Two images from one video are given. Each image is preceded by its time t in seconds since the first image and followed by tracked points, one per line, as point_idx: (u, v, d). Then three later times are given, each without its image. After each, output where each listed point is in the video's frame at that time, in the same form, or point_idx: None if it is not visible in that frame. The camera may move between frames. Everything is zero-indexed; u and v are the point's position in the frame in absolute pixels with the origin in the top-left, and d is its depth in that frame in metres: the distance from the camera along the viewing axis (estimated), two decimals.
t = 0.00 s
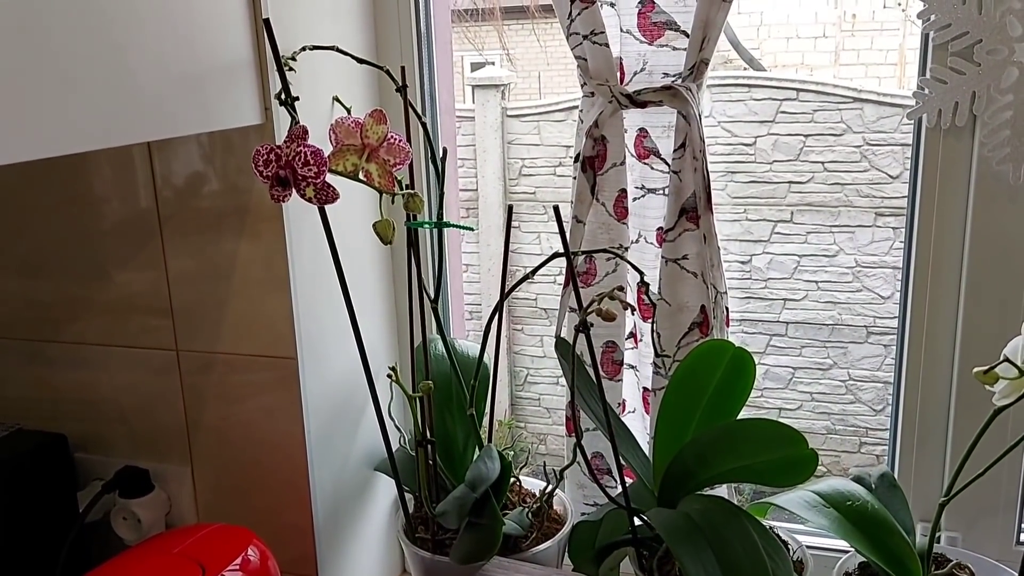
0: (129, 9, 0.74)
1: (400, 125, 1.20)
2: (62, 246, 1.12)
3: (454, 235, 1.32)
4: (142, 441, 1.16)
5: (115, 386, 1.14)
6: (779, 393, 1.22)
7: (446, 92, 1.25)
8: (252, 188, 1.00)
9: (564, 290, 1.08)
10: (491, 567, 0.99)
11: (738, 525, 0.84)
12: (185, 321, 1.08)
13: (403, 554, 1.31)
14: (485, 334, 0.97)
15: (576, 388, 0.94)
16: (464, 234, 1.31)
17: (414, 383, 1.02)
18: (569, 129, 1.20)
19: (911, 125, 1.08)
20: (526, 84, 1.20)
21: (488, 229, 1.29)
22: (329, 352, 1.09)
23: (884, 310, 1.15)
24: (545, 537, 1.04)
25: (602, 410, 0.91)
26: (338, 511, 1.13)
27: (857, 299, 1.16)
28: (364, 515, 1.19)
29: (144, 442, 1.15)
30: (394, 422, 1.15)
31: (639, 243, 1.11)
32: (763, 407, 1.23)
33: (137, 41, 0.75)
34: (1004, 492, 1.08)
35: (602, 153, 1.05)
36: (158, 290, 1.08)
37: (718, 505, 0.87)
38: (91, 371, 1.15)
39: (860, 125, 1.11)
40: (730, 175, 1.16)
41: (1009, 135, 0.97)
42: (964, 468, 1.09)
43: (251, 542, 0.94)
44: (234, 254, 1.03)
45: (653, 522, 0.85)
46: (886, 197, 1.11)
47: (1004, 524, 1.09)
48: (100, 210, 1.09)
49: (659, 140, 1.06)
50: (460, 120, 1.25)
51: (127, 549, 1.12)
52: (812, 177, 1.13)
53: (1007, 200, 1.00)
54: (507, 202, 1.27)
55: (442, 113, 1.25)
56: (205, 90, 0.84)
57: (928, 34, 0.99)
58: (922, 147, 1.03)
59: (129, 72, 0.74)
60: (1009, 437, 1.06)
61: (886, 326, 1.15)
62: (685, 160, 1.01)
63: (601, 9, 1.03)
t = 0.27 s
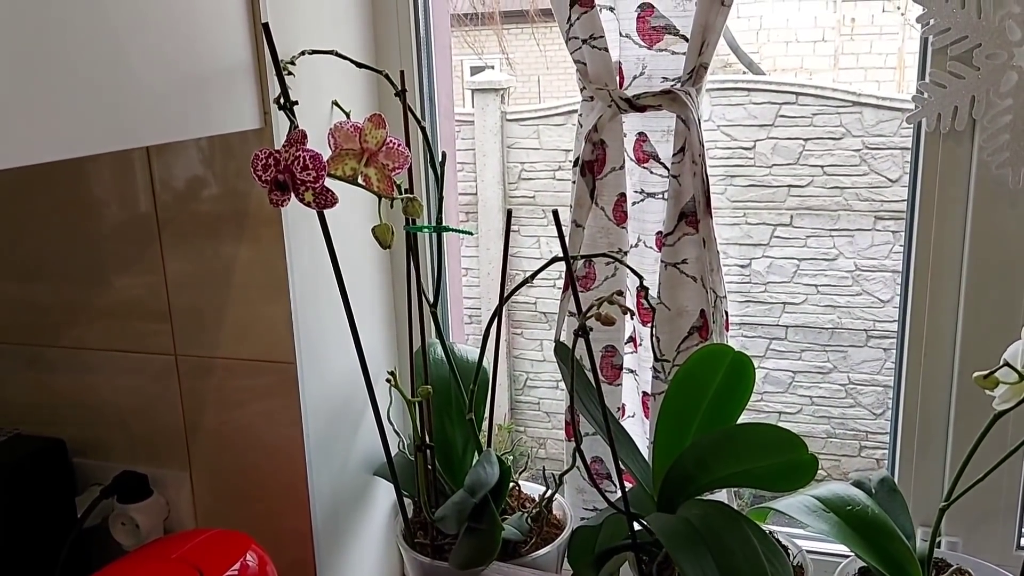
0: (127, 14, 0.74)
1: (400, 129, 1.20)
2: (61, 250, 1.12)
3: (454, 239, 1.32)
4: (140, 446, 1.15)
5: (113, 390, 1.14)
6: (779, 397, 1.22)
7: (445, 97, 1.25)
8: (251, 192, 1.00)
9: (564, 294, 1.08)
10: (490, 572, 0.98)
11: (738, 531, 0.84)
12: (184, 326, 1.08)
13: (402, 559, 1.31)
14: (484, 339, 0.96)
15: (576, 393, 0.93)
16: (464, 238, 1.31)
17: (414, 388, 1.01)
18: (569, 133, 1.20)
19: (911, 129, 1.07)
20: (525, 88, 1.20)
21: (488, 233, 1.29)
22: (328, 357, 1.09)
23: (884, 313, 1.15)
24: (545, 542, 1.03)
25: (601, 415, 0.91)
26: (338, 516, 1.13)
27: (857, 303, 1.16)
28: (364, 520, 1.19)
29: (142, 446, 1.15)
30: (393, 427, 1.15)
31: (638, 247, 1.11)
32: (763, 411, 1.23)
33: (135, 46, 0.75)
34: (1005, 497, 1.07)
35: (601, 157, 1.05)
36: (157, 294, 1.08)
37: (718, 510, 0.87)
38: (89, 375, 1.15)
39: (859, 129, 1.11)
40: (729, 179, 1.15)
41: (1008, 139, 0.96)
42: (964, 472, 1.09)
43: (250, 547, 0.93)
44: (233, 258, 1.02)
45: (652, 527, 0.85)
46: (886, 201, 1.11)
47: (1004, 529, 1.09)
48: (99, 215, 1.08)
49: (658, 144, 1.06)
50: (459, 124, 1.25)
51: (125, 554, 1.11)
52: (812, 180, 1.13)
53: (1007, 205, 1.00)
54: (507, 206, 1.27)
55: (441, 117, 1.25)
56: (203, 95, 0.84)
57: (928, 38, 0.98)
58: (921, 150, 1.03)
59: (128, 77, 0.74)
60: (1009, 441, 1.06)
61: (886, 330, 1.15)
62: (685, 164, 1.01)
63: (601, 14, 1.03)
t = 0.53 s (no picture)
0: (129, 19, 0.74)
1: (401, 132, 1.20)
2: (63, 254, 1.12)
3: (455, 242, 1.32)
4: (142, 449, 1.15)
5: (115, 393, 1.14)
6: (780, 400, 1.22)
7: (446, 100, 1.25)
8: (253, 195, 1.00)
9: (565, 298, 1.08)
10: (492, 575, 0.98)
11: (740, 535, 0.84)
12: (186, 329, 1.08)
13: (403, 562, 1.31)
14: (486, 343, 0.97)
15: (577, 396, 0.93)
16: (464, 241, 1.31)
17: (415, 391, 1.01)
18: (570, 136, 1.20)
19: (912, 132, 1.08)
20: (525, 91, 1.20)
21: (488, 236, 1.29)
22: (329, 360, 1.09)
23: (884, 316, 1.15)
24: (546, 545, 1.03)
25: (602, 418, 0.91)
26: (339, 519, 1.13)
27: (857, 306, 1.16)
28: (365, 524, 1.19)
29: (143, 449, 1.15)
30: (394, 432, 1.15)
31: (640, 251, 1.11)
32: (764, 414, 1.23)
33: (137, 50, 0.75)
34: (1006, 500, 1.07)
35: (603, 161, 1.05)
36: (159, 298, 1.08)
37: (720, 513, 0.87)
38: (91, 379, 1.15)
39: (860, 132, 1.11)
40: (730, 182, 1.16)
41: (1009, 142, 0.96)
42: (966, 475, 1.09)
43: (251, 551, 0.93)
44: (235, 261, 1.03)
45: (653, 529, 0.85)
46: (886, 204, 1.11)
47: (1006, 532, 1.09)
48: (101, 218, 1.09)
49: (659, 147, 1.06)
50: (460, 127, 1.26)
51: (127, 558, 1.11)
52: (812, 183, 1.13)
53: (1009, 207, 1.00)
54: (507, 209, 1.27)
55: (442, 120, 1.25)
56: (204, 100, 0.84)
57: (928, 41, 0.99)
58: (921, 152, 1.03)
59: (129, 81, 0.74)
60: (1011, 444, 1.06)
61: (887, 333, 1.15)
62: (686, 167, 1.01)
63: (602, 18, 1.03)
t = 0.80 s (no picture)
0: (129, 22, 0.74)
1: (401, 134, 1.20)
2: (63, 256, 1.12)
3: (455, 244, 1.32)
4: (142, 451, 1.15)
5: (115, 395, 1.14)
6: (780, 402, 1.22)
7: (446, 102, 1.25)
8: (253, 197, 1.00)
9: (566, 300, 1.08)
10: None
11: (741, 538, 0.84)
12: (186, 331, 1.08)
13: (403, 564, 1.31)
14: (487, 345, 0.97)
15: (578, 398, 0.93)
16: (465, 243, 1.31)
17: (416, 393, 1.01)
18: (570, 138, 1.20)
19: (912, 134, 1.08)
20: (526, 93, 1.20)
21: (489, 238, 1.29)
22: (330, 362, 1.09)
23: (885, 318, 1.15)
24: (546, 547, 1.03)
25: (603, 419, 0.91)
26: (340, 521, 1.13)
27: (857, 308, 1.16)
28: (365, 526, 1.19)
29: (144, 451, 1.15)
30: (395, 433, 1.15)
31: (640, 253, 1.11)
32: (765, 416, 1.23)
33: (138, 54, 0.75)
34: (1007, 502, 1.07)
35: (603, 163, 1.05)
36: (159, 299, 1.08)
37: (720, 516, 0.87)
38: (91, 381, 1.15)
39: (860, 134, 1.11)
40: (731, 184, 1.16)
41: (1009, 144, 0.96)
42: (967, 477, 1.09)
43: (252, 553, 0.93)
44: (235, 264, 1.03)
45: (654, 531, 0.85)
46: (887, 206, 1.11)
47: (1007, 534, 1.09)
48: (101, 220, 1.09)
49: (659, 149, 1.06)
50: (460, 129, 1.26)
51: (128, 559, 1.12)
52: (813, 185, 1.13)
53: (1009, 210, 1.00)
54: (508, 211, 1.27)
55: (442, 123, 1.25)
56: (204, 103, 0.84)
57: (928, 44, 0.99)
58: (922, 154, 1.03)
59: (128, 84, 0.74)
60: (1011, 446, 1.06)
61: (887, 335, 1.15)
62: (686, 169, 1.02)
63: (602, 20, 1.03)
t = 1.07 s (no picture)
0: (129, 23, 0.74)
1: (401, 135, 1.21)
2: (64, 257, 1.12)
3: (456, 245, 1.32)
4: (143, 452, 1.16)
5: (116, 397, 1.14)
6: (781, 403, 1.22)
7: (447, 103, 1.25)
8: (254, 198, 1.00)
9: (566, 301, 1.09)
10: None
11: (741, 539, 0.84)
12: (187, 332, 1.08)
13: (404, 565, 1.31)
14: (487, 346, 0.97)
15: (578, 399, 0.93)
16: (465, 245, 1.31)
17: (416, 394, 1.02)
18: (571, 140, 1.20)
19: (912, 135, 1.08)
20: (526, 95, 1.20)
21: (490, 239, 1.29)
22: (330, 363, 1.09)
23: (886, 319, 1.15)
24: (547, 548, 1.04)
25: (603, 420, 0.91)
26: (340, 522, 1.13)
27: (858, 309, 1.16)
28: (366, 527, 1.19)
29: (145, 452, 1.16)
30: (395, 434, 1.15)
31: (640, 254, 1.11)
32: (765, 417, 1.23)
33: (138, 55, 0.75)
34: (1007, 503, 1.07)
35: (603, 164, 1.05)
36: (160, 301, 1.09)
37: (721, 517, 0.87)
38: (92, 382, 1.15)
39: (861, 135, 1.11)
40: (731, 185, 1.16)
41: (1009, 145, 0.97)
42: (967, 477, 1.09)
43: (253, 553, 0.93)
44: (235, 265, 1.03)
45: (655, 531, 0.85)
46: (887, 207, 1.11)
47: (1007, 535, 1.09)
48: (102, 222, 1.09)
49: (659, 151, 1.07)
50: (461, 130, 1.26)
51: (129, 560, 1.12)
52: (813, 187, 1.13)
53: (1009, 210, 1.00)
54: (508, 213, 1.28)
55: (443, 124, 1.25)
56: (205, 104, 0.84)
57: (928, 45, 0.99)
58: (922, 154, 1.03)
59: (129, 86, 0.74)
60: (1011, 447, 1.06)
61: (888, 336, 1.15)
62: (686, 170, 1.02)
63: (603, 21, 1.03)
